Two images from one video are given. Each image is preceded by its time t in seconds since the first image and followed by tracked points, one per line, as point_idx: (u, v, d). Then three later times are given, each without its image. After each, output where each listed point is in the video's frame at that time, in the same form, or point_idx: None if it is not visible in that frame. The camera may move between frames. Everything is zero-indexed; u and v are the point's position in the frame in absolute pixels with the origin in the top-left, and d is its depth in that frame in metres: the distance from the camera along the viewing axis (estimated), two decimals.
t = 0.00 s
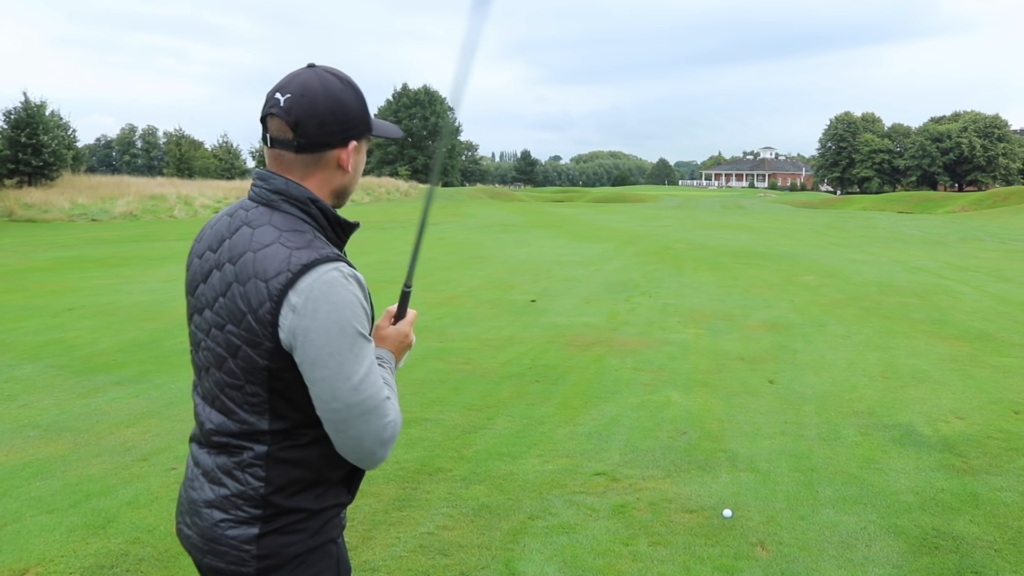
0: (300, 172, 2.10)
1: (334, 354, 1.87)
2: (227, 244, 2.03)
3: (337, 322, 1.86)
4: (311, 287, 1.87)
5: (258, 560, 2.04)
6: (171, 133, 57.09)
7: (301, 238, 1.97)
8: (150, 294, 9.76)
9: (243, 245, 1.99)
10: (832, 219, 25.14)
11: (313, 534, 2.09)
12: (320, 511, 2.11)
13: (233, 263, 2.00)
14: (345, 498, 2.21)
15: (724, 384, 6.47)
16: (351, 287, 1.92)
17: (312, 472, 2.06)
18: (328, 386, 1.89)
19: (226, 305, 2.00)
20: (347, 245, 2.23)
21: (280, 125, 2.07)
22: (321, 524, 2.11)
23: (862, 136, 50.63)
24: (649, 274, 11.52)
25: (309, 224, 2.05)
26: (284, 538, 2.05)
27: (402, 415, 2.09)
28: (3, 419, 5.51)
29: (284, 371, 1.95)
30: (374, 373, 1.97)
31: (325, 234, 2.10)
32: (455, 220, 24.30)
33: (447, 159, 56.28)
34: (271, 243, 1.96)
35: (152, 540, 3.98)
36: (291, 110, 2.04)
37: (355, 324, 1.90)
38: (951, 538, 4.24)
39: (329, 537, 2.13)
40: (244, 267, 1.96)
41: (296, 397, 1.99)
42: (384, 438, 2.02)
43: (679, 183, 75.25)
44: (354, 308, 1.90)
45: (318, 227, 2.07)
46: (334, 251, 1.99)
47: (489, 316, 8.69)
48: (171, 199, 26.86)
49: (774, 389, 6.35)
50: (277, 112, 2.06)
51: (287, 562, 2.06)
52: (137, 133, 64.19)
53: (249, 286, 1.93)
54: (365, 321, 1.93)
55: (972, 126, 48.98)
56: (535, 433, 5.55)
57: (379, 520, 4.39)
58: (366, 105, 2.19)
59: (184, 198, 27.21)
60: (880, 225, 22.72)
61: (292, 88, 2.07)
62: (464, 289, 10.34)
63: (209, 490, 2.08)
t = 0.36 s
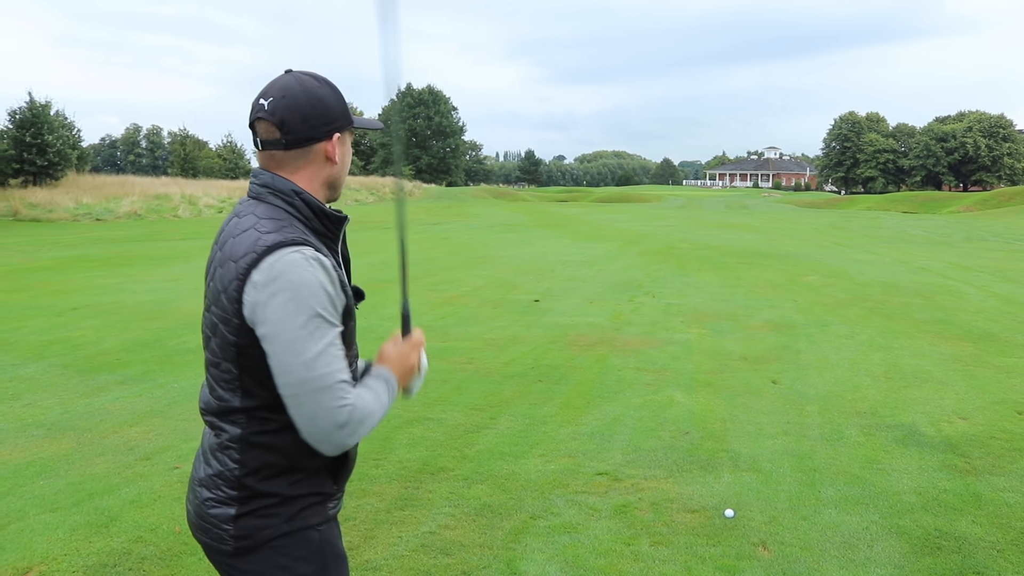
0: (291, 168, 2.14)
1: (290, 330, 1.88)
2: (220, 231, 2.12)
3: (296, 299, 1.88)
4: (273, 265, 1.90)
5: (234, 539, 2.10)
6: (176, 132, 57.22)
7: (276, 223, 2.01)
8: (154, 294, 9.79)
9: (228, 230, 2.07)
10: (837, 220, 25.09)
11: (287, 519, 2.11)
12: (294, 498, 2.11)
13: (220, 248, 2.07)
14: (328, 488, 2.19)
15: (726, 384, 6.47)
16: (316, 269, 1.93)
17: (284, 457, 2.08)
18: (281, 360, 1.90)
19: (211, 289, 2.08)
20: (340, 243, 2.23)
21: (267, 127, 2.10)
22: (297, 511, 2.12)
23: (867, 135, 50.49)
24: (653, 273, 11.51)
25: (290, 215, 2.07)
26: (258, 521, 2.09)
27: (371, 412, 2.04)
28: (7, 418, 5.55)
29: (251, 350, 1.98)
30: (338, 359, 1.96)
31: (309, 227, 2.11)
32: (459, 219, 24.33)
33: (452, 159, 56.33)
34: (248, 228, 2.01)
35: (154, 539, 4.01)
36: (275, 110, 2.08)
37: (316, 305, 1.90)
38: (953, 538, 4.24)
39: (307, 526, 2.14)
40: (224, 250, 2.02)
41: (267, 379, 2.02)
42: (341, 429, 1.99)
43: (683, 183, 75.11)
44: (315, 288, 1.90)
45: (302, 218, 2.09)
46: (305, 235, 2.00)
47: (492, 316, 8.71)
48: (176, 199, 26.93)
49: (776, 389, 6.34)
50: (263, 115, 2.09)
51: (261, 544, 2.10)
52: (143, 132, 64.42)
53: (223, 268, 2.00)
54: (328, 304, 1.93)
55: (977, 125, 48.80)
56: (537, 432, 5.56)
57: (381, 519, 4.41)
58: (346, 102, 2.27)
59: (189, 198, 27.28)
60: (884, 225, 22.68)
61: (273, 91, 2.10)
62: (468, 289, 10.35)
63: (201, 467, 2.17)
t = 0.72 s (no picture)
0: (292, 170, 2.25)
1: (212, 306, 1.95)
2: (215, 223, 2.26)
3: (228, 277, 1.95)
4: (225, 247, 1.98)
5: (206, 529, 2.19)
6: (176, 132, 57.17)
7: (252, 211, 2.10)
8: (152, 294, 9.78)
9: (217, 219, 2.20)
10: (835, 219, 25.09)
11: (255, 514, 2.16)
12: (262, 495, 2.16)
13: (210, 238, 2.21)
14: (303, 489, 2.21)
15: (725, 384, 6.47)
16: (265, 256, 1.98)
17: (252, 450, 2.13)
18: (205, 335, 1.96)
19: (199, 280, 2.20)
20: (329, 239, 2.31)
21: (274, 129, 2.23)
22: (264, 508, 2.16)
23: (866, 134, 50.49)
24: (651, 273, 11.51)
25: (271, 206, 2.16)
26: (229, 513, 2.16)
27: (235, 453, 1.95)
28: (5, 417, 5.55)
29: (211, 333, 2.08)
30: (258, 356, 1.97)
31: (290, 220, 2.18)
32: (458, 219, 24.31)
33: (451, 158, 56.30)
34: (225, 217, 2.12)
35: (152, 538, 4.01)
36: (281, 114, 2.21)
37: (249, 289, 1.94)
38: (951, 537, 4.24)
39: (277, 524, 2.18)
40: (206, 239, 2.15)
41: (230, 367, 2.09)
42: (214, 432, 1.97)
43: (682, 182, 75.11)
44: (253, 274, 1.95)
45: (285, 211, 2.17)
46: (270, 226, 2.07)
47: (491, 316, 8.71)
48: (175, 198, 26.90)
49: (775, 389, 6.35)
50: (272, 118, 2.23)
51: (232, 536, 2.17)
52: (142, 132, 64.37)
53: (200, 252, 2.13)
54: (261, 296, 1.96)
55: (976, 125, 48.82)
56: (535, 432, 5.56)
57: (379, 519, 4.41)
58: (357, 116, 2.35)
59: (187, 198, 27.25)
60: (883, 224, 22.68)
61: (284, 96, 2.24)
62: (467, 288, 10.35)
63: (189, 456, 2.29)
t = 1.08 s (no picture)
0: (295, 168, 2.25)
1: (205, 293, 1.96)
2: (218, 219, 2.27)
3: (225, 263, 1.96)
4: (226, 239, 2.00)
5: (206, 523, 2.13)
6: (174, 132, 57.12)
7: (256, 206, 2.12)
8: (149, 293, 9.76)
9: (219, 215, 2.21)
10: (834, 219, 25.10)
11: (258, 508, 2.13)
12: (265, 489, 2.14)
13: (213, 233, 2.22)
14: (306, 484, 2.20)
15: (723, 384, 6.47)
16: (264, 248, 2.00)
17: (254, 443, 2.11)
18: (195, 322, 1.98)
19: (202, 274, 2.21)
20: (331, 237, 2.32)
21: (276, 126, 2.22)
22: (268, 503, 2.14)
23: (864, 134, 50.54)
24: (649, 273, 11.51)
25: (276, 201, 2.17)
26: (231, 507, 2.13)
27: (197, 437, 1.94)
28: (2, 416, 5.53)
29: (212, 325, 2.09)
30: (242, 346, 1.97)
31: (294, 216, 2.18)
32: (456, 218, 24.30)
33: (449, 158, 56.29)
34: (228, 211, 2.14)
35: (149, 538, 4.00)
36: (284, 111, 2.20)
37: (246, 278, 1.96)
38: (949, 537, 4.23)
39: (279, 520, 2.15)
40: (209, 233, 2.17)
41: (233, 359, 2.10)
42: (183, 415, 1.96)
43: (681, 182, 75.14)
44: (250, 262, 1.97)
45: (289, 206, 2.18)
46: (275, 221, 2.09)
47: (489, 315, 8.71)
48: (172, 198, 26.88)
49: (773, 388, 6.35)
50: (274, 115, 2.22)
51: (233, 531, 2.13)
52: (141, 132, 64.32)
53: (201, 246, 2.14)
54: (253, 284, 1.97)
55: (974, 125, 48.88)
56: (533, 432, 5.56)
57: (377, 518, 4.40)
58: (360, 115, 2.32)
59: (185, 198, 27.24)
60: (881, 224, 22.71)
61: (287, 94, 2.23)
62: (465, 288, 10.34)
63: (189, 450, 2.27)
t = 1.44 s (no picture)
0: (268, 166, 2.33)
1: (191, 295, 1.94)
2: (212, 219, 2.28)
3: (207, 264, 1.94)
4: (208, 238, 1.99)
5: (201, 521, 2.16)
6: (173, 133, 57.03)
7: (241, 206, 2.11)
8: (149, 293, 9.73)
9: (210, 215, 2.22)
10: (834, 218, 25.12)
11: (247, 506, 2.14)
12: (254, 487, 2.13)
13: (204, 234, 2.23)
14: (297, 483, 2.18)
15: (724, 384, 6.46)
16: (245, 246, 1.98)
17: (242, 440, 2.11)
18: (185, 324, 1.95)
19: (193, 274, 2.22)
20: (321, 236, 2.29)
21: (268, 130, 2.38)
22: (257, 501, 2.14)
23: (863, 134, 50.60)
24: (649, 273, 11.50)
25: (264, 201, 2.16)
26: (221, 505, 2.14)
27: (245, 424, 1.94)
28: (2, 416, 5.51)
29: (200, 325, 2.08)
30: (237, 341, 1.94)
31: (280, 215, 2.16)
32: (456, 218, 24.29)
33: (449, 158, 56.28)
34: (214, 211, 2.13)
35: (150, 538, 3.97)
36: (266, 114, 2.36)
37: (228, 276, 1.93)
38: (951, 538, 4.22)
39: (270, 517, 2.15)
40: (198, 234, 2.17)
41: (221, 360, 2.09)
42: (217, 420, 1.95)
43: (680, 182, 75.25)
44: (232, 261, 1.95)
45: (275, 206, 2.16)
46: (258, 219, 2.07)
47: (489, 315, 8.69)
48: (172, 198, 26.84)
49: (774, 388, 6.34)
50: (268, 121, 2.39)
51: (224, 528, 2.15)
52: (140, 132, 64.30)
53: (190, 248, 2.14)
54: (239, 282, 1.95)
55: (973, 126, 48.99)
56: (534, 432, 5.54)
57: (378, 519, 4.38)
58: (306, 103, 2.19)
59: (185, 197, 27.19)
60: (881, 224, 22.73)
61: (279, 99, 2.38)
62: (465, 288, 10.33)
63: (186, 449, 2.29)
